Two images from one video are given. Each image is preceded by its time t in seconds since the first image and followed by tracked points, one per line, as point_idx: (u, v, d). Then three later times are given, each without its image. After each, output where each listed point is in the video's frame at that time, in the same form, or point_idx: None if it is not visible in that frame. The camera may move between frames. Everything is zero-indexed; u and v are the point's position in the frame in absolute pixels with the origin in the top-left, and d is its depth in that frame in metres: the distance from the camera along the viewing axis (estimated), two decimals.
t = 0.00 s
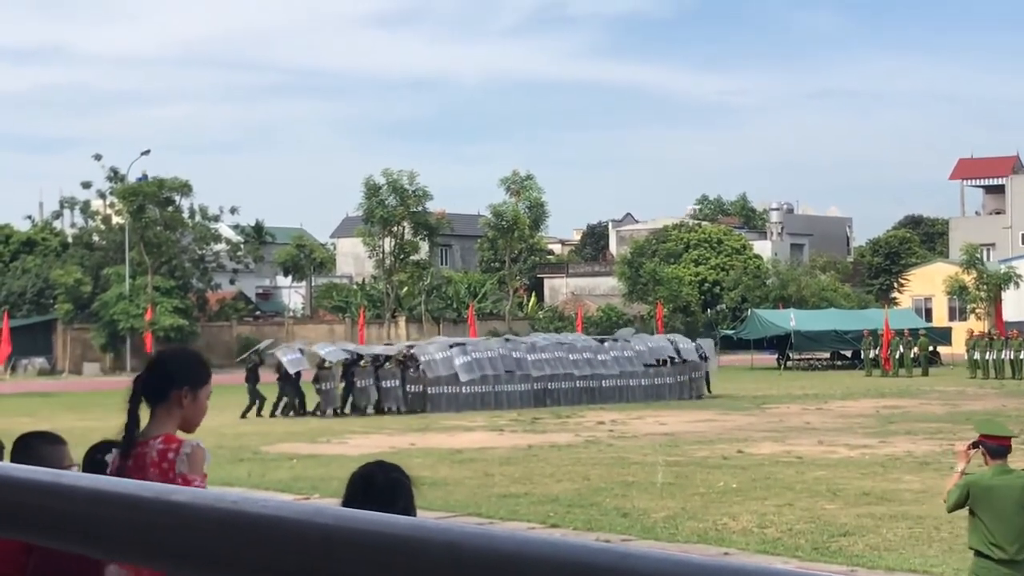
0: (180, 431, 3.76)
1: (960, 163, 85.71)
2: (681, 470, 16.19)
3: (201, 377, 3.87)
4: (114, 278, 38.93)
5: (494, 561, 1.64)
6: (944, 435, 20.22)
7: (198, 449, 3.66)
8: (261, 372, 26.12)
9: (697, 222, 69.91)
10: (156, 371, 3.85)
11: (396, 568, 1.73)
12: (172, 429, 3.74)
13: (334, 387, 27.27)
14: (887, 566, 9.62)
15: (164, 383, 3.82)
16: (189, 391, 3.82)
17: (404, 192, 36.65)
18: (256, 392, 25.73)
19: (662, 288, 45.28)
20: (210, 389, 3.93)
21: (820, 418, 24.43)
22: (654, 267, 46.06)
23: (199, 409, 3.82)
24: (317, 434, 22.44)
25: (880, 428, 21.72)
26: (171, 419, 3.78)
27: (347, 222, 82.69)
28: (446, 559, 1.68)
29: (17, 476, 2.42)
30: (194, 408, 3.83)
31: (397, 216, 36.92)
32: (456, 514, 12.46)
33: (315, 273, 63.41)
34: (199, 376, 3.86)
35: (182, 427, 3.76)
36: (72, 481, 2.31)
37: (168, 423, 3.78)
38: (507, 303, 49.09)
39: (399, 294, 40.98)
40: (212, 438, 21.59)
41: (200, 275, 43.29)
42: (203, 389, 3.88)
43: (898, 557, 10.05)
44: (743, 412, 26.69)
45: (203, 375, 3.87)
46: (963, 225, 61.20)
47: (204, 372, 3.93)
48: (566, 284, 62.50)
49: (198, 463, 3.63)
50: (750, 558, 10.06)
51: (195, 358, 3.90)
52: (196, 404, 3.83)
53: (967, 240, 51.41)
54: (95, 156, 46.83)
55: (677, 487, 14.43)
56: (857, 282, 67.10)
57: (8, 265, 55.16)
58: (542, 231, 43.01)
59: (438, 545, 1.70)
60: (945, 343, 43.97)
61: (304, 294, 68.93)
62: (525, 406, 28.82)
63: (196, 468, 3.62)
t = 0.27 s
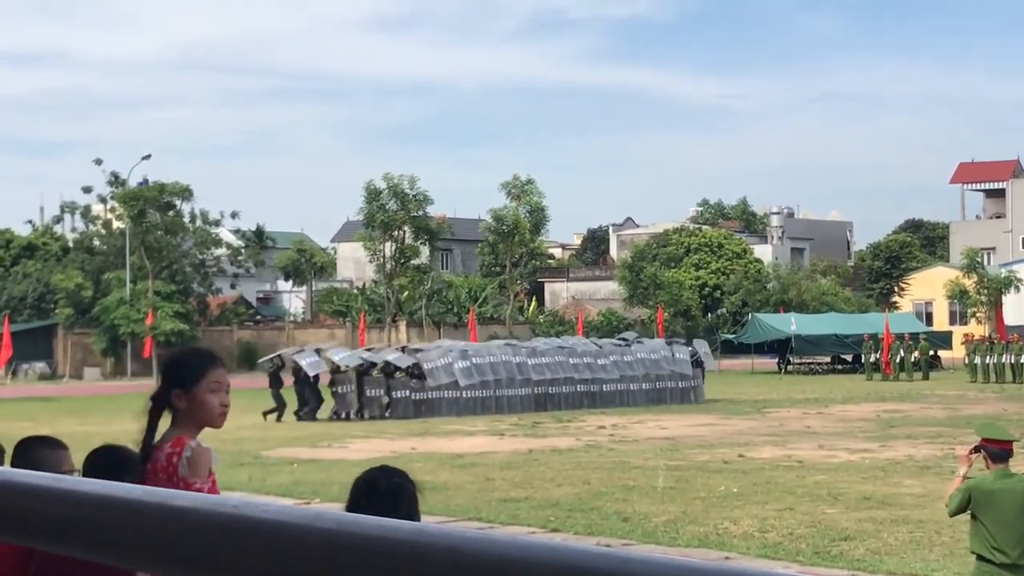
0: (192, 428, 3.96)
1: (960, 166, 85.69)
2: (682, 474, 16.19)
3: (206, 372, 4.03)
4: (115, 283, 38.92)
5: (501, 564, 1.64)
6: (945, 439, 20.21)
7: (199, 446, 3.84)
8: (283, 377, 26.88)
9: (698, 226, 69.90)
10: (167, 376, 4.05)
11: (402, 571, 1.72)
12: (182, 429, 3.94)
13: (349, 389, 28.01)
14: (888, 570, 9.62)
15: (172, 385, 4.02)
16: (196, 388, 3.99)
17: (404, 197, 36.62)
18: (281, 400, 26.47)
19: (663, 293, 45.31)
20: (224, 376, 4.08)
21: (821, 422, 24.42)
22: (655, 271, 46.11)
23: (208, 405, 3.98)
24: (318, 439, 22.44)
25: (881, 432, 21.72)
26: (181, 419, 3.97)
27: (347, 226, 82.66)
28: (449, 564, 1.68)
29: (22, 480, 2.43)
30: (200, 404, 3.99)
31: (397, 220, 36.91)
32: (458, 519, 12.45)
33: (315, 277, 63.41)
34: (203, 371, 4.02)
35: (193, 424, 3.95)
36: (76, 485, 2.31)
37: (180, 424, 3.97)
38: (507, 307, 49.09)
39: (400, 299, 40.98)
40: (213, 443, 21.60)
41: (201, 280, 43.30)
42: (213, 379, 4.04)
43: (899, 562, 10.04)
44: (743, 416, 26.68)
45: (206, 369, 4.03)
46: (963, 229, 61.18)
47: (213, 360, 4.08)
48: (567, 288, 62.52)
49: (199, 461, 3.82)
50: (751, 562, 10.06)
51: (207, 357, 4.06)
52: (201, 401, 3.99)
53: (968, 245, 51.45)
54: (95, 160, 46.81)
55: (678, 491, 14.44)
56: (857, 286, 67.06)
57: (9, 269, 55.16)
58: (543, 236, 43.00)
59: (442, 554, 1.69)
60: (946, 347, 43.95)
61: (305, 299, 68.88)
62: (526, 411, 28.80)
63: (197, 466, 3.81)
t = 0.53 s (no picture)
0: (170, 438, 4.22)
1: (961, 170, 85.72)
2: (683, 478, 16.18)
3: (167, 383, 4.29)
4: (116, 288, 39.02)
5: (500, 569, 1.64)
6: (946, 443, 20.20)
7: (151, 455, 4.09)
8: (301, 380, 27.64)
9: (699, 231, 69.91)
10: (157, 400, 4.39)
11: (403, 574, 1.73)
12: (160, 444, 4.23)
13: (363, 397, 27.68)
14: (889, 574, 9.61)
15: (155, 406, 4.34)
16: (162, 401, 4.28)
17: (405, 202, 36.66)
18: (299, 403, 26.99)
19: (664, 297, 45.33)
20: (186, 377, 4.29)
21: (822, 427, 24.41)
22: (656, 275, 46.13)
23: (171, 409, 4.23)
24: (319, 443, 22.43)
25: (883, 436, 21.70)
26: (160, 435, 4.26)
27: (348, 231, 82.64)
28: (449, 566, 1.69)
29: (24, 486, 2.43)
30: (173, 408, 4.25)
31: (399, 225, 36.94)
32: (459, 523, 12.44)
33: (317, 282, 63.52)
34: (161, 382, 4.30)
35: (167, 436, 4.22)
36: (76, 490, 2.31)
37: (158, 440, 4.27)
38: (508, 311, 49.10)
39: (401, 304, 41.01)
40: (214, 448, 21.61)
41: (202, 285, 43.32)
42: (176, 386, 4.29)
43: (901, 566, 10.04)
44: (745, 420, 26.66)
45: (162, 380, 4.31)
46: (964, 233, 61.17)
47: (177, 364, 4.32)
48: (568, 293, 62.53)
49: (149, 469, 4.06)
50: (752, 567, 10.05)
51: (178, 366, 4.32)
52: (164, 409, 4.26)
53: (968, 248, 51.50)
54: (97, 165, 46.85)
55: (679, 496, 14.42)
56: (858, 291, 67.05)
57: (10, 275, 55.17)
58: (544, 240, 43.01)
59: (444, 556, 1.70)
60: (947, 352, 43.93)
61: (306, 304, 68.87)
62: (528, 415, 28.76)
63: (149, 474, 4.05)
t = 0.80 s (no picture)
0: (157, 443, 4.28)
1: (962, 174, 85.68)
2: (685, 483, 16.17)
3: (154, 388, 4.38)
4: (118, 294, 38.93)
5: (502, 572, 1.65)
6: (948, 447, 20.19)
7: (140, 459, 4.13)
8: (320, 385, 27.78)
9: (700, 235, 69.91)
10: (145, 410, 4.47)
11: None
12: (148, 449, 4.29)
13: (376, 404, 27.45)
14: None
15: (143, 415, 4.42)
16: (151, 406, 4.35)
17: (407, 206, 36.66)
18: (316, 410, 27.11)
19: (666, 301, 45.33)
20: (175, 381, 4.38)
21: (824, 431, 24.39)
22: (658, 280, 46.14)
23: (159, 414, 4.31)
24: (320, 448, 22.42)
25: (885, 440, 21.69)
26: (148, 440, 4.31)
27: (349, 235, 82.62)
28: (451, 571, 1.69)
29: (25, 490, 2.43)
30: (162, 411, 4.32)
31: (400, 230, 36.92)
32: (460, 528, 12.44)
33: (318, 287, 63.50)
34: (147, 389, 4.37)
35: (154, 442, 4.27)
36: (77, 497, 2.31)
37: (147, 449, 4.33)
38: (510, 316, 49.10)
39: (402, 308, 41.02)
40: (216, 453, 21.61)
41: (203, 291, 43.32)
42: (164, 392, 4.37)
43: (904, 570, 10.03)
44: (746, 425, 26.64)
45: (146, 387, 4.38)
46: (966, 237, 61.15)
47: (165, 371, 4.41)
48: (570, 297, 62.53)
49: (138, 473, 4.09)
50: (754, 571, 10.05)
51: (168, 372, 4.40)
52: (152, 414, 4.33)
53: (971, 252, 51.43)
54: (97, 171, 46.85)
55: (681, 500, 14.42)
56: (860, 295, 67.01)
57: (11, 280, 55.16)
58: (545, 244, 43.02)
59: (446, 562, 1.70)
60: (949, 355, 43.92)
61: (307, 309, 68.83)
62: (530, 420, 28.79)
63: (139, 478, 4.08)
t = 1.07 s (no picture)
0: (147, 450, 4.30)
1: (965, 177, 85.66)
2: (688, 487, 16.17)
3: (143, 393, 4.38)
4: (120, 299, 38.95)
5: None
6: (951, 451, 20.18)
7: (130, 467, 4.14)
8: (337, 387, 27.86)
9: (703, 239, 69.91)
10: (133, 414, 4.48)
11: None
12: (137, 456, 4.30)
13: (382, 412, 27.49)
14: None
15: (131, 419, 4.43)
16: (140, 412, 4.36)
17: (409, 211, 36.69)
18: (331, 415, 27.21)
19: (668, 305, 45.34)
20: (163, 387, 4.38)
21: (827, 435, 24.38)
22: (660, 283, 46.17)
23: (149, 420, 4.32)
24: (323, 453, 22.42)
25: (888, 444, 21.68)
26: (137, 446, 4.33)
27: (352, 239, 82.62)
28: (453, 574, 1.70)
29: (28, 497, 2.44)
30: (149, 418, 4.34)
31: (403, 234, 36.94)
32: (463, 533, 12.44)
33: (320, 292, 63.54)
34: (136, 395, 4.38)
35: (143, 449, 4.29)
36: (81, 502, 2.32)
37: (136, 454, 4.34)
38: (512, 320, 49.13)
39: (405, 313, 41.05)
40: (218, 458, 21.61)
41: (206, 295, 43.35)
42: (152, 397, 4.38)
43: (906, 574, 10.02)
44: (749, 429, 26.62)
45: (136, 393, 4.39)
46: (969, 241, 61.12)
47: (153, 377, 4.42)
48: (572, 301, 62.55)
49: (128, 482, 4.10)
50: None
51: (156, 378, 4.41)
52: (141, 421, 4.35)
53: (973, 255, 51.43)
54: (100, 176, 46.89)
55: (684, 505, 14.41)
56: (863, 298, 67.00)
57: (13, 286, 55.20)
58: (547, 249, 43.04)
59: (448, 566, 1.71)
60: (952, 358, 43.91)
61: (310, 314, 68.83)
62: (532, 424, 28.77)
63: (130, 487, 4.09)
